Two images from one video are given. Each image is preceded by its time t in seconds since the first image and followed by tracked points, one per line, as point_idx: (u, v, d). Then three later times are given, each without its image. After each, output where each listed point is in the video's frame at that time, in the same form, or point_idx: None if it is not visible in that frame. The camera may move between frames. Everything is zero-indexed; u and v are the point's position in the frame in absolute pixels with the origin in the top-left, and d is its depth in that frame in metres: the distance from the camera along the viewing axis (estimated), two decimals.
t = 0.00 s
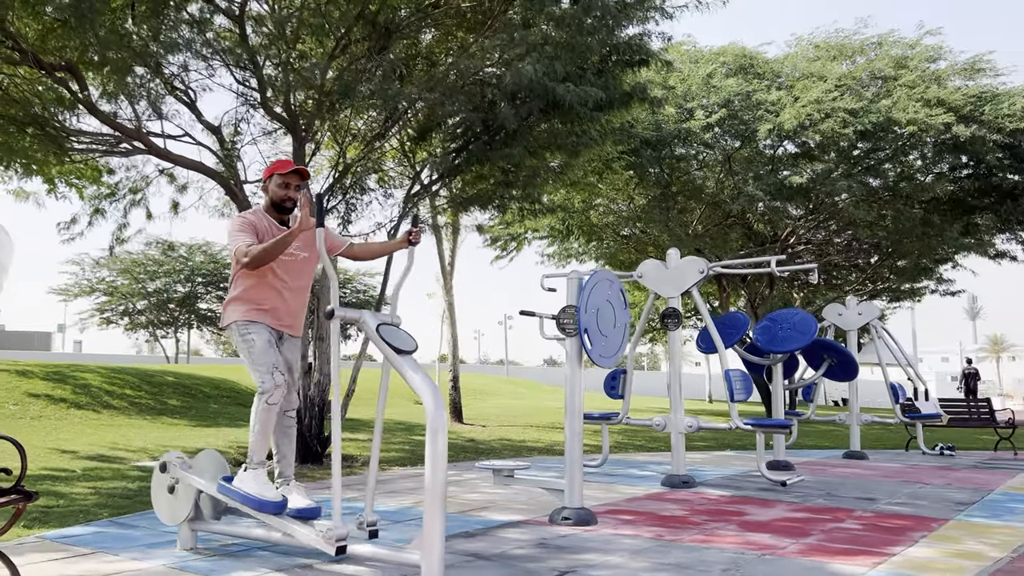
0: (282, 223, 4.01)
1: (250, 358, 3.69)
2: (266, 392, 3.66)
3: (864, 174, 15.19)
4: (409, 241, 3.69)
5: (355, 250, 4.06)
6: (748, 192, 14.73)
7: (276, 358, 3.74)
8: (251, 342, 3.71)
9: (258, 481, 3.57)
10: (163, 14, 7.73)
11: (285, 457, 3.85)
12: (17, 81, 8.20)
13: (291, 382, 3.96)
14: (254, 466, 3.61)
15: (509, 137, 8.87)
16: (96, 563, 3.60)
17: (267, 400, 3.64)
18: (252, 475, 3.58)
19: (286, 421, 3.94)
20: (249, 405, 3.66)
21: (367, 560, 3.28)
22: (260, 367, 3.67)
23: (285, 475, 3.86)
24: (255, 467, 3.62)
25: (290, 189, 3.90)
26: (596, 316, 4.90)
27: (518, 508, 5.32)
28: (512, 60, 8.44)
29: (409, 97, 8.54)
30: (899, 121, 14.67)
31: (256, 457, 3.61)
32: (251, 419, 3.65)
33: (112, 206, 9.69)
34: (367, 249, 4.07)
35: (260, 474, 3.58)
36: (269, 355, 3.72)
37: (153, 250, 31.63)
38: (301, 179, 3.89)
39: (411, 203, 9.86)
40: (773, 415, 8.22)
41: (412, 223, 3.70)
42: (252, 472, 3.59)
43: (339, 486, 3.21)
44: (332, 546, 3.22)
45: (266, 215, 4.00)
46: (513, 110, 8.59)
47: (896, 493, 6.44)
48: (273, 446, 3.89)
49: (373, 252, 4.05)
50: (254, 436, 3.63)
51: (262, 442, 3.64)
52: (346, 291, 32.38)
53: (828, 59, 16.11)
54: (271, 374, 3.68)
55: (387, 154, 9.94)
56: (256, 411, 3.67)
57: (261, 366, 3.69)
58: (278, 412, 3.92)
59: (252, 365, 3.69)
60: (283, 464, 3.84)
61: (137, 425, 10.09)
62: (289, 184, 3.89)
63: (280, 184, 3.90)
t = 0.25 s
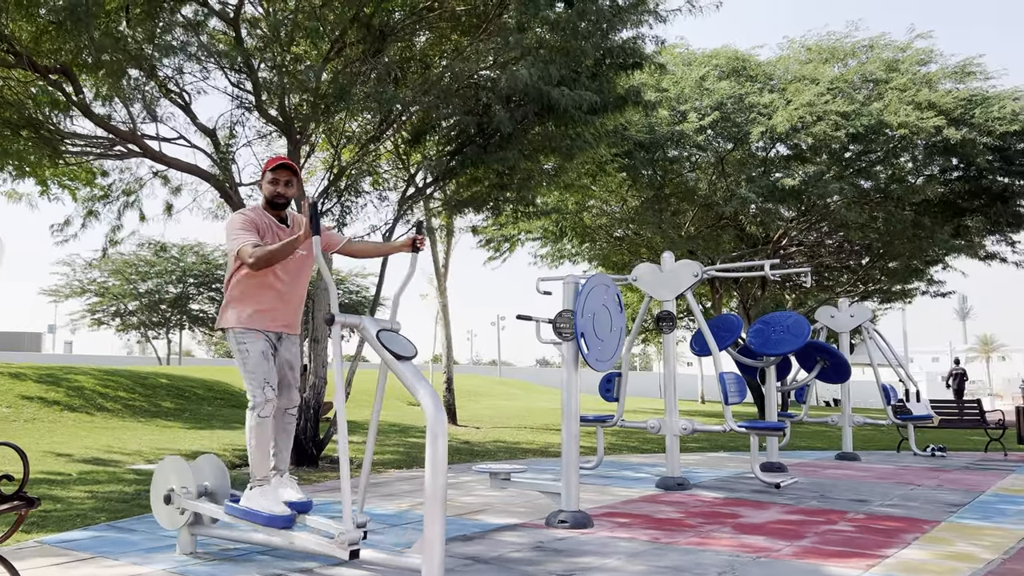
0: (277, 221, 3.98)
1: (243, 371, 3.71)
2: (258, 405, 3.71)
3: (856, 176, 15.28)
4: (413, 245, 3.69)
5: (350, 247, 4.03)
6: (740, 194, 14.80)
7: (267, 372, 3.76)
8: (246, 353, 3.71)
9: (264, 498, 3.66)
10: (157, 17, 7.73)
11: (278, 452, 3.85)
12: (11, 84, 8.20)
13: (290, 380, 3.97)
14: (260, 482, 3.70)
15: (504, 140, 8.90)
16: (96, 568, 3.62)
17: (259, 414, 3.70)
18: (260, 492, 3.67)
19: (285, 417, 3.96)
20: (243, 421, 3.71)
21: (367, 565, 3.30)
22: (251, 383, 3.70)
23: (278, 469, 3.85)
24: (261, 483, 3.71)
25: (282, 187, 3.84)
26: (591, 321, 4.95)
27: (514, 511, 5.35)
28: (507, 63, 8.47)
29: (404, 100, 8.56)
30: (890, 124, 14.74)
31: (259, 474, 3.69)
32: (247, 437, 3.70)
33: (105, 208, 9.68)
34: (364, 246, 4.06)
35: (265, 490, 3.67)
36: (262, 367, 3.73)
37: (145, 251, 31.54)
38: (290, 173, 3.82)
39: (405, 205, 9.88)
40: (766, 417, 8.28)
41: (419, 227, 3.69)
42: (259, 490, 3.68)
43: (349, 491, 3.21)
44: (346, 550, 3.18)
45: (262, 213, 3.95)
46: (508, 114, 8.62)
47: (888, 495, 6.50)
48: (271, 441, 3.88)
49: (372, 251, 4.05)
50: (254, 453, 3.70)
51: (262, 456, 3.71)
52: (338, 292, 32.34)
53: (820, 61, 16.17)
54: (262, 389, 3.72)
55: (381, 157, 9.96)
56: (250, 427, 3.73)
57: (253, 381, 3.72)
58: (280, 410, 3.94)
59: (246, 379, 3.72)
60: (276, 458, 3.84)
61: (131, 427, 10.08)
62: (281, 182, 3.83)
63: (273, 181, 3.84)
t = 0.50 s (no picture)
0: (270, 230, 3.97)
1: (229, 391, 3.69)
2: (238, 426, 3.66)
3: (850, 177, 15.34)
4: (405, 248, 3.69)
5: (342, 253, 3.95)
6: (736, 195, 14.86)
7: (252, 394, 3.73)
8: (235, 374, 3.69)
9: (245, 513, 3.56)
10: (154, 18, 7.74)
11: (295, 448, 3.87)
12: (7, 85, 8.19)
13: (304, 381, 3.91)
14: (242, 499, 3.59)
15: (500, 142, 8.93)
16: (94, 570, 3.64)
17: (238, 435, 3.63)
18: (240, 508, 3.57)
19: (311, 414, 3.91)
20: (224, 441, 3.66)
21: (364, 567, 3.33)
22: (233, 405, 3.66)
23: (294, 462, 3.89)
24: (243, 501, 3.60)
25: (269, 191, 3.84)
26: (587, 322, 4.98)
27: (510, 512, 5.38)
28: (503, 65, 8.49)
29: (399, 102, 8.58)
30: (884, 125, 14.79)
31: (240, 492, 3.58)
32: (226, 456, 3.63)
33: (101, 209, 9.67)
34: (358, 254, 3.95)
35: (246, 506, 3.56)
36: (247, 389, 3.70)
37: (139, 251, 31.49)
38: (276, 175, 3.84)
39: (401, 206, 9.90)
40: (761, 418, 8.32)
41: (408, 232, 3.68)
42: (239, 506, 3.57)
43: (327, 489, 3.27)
44: (323, 552, 3.20)
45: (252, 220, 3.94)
46: (504, 116, 8.64)
47: (882, 496, 6.54)
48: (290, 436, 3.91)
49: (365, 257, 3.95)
50: (231, 471, 3.62)
51: (241, 475, 3.62)
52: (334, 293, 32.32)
53: (814, 63, 16.22)
54: (246, 412, 3.68)
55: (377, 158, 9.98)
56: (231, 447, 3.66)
57: (237, 403, 3.68)
58: (302, 408, 3.89)
59: (230, 400, 3.69)
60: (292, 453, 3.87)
61: (128, 429, 10.08)
62: (268, 185, 3.83)
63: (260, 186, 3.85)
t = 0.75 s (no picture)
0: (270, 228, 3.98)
1: (218, 387, 3.73)
2: (226, 421, 3.71)
3: (848, 177, 15.38)
4: (397, 249, 3.63)
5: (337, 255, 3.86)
6: (734, 196, 14.88)
7: (243, 392, 3.76)
8: (228, 372, 3.71)
9: (231, 507, 3.60)
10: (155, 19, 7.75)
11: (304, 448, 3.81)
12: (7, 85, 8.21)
13: (293, 374, 3.91)
14: (226, 492, 3.63)
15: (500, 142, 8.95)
16: (97, 568, 3.67)
17: (224, 430, 3.68)
18: (224, 502, 3.61)
19: (307, 408, 3.83)
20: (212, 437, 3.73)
21: (366, 566, 3.36)
22: (222, 401, 3.71)
23: (309, 463, 3.85)
24: (229, 494, 3.64)
25: (267, 190, 3.87)
26: (587, 322, 5.00)
27: (510, 511, 5.41)
28: (503, 66, 8.52)
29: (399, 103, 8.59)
30: (882, 126, 14.82)
31: (224, 485, 3.63)
32: (213, 450, 3.70)
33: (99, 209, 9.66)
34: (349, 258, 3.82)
35: (229, 500, 3.60)
36: (238, 386, 3.73)
37: (138, 251, 31.46)
38: (274, 175, 3.87)
39: (400, 207, 9.92)
40: (759, 417, 8.36)
41: (399, 232, 3.62)
42: (223, 499, 3.62)
43: (315, 484, 3.29)
44: (304, 545, 3.20)
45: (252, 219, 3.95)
46: (503, 117, 8.66)
47: (880, 494, 6.58)
48: (299, 436, 3.86)
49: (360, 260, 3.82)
50: (217, 465, 3.67)
51: (226, 469, 3.67)
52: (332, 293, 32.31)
53: (812, 63, 16.25)
54: (233, 408, 3.72)
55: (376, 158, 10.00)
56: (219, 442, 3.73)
57: (226, 399, 3.72)
58: (295, 402, 3.84)
59: (219, 397, 3.74)
60: (304, 454, 3.82)
61: (128, 428, 10.10)
62: (267, 185, 3.86)
63: (260, 186, 3.88)
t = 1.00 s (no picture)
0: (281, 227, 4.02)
1: (232, 386, 3.75)
2: (240, 420, 3.74)
3: (850, 177, 15.41)
4: (407, 249, 3.66)
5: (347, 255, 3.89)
6: (736, 195, 14.89)
7: (256, 391, 3.78)
8: (243, 372, 3.73)
9: (244, 505, 3.63)
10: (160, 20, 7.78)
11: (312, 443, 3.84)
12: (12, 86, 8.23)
13: (308, 371, 3.93)
14: (240, 491, 3.66)
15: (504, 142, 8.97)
16: (109, 566, 3.70)
17: (238, 429, 3.71)
18: (238, 501, 3.63)
19: (320, 404, 3.86)
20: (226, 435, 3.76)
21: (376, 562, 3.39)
22: (236, 401, 3.73)
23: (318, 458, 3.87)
24: (242, 493, 3.66)
25: (277, 189, 3.89)
26: (593, 321, 5.02)
27: (516, 509, 5.44)
28: (506, 66, 8.54)
29: (403, 103, 8.61)
30: (884, 125, 14.83)
31: (237, 484, 3.66)
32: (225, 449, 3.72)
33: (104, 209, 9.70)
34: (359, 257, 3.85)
35: (243, 499, 3.63)
36: (252, 386, 3.75)
37: (140, 251, 31.52)
38: (282, 174, 3.88)
39: (404, 206, 9.94)
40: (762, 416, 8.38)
41: (410, 232, 3.66)
42: (236, 498, 3.64)
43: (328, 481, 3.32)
44: (318, 543, 3.23)
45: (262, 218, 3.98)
46: (507, 117, 8.68)
47: (883, 493, 6.60)
48: (307, 431, 3.87)
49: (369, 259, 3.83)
50: (230, 464, 3.70)
51: (240, 468, 3.69)
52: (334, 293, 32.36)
53: (814, 63, 16.27)
54: (248, 408, 3.74)
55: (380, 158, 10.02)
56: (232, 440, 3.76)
57: (240, 398, 3.74)
58: (309, 399, 3.87)
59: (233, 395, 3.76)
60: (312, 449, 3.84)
61: (132, 428, 10.13)
62: (276, 184, 3.88)
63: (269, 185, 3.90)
